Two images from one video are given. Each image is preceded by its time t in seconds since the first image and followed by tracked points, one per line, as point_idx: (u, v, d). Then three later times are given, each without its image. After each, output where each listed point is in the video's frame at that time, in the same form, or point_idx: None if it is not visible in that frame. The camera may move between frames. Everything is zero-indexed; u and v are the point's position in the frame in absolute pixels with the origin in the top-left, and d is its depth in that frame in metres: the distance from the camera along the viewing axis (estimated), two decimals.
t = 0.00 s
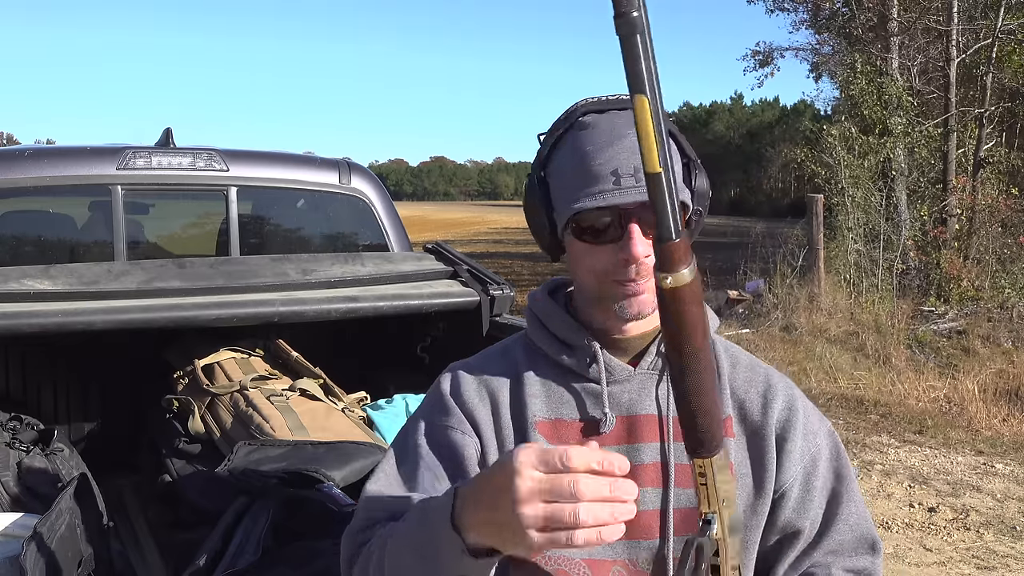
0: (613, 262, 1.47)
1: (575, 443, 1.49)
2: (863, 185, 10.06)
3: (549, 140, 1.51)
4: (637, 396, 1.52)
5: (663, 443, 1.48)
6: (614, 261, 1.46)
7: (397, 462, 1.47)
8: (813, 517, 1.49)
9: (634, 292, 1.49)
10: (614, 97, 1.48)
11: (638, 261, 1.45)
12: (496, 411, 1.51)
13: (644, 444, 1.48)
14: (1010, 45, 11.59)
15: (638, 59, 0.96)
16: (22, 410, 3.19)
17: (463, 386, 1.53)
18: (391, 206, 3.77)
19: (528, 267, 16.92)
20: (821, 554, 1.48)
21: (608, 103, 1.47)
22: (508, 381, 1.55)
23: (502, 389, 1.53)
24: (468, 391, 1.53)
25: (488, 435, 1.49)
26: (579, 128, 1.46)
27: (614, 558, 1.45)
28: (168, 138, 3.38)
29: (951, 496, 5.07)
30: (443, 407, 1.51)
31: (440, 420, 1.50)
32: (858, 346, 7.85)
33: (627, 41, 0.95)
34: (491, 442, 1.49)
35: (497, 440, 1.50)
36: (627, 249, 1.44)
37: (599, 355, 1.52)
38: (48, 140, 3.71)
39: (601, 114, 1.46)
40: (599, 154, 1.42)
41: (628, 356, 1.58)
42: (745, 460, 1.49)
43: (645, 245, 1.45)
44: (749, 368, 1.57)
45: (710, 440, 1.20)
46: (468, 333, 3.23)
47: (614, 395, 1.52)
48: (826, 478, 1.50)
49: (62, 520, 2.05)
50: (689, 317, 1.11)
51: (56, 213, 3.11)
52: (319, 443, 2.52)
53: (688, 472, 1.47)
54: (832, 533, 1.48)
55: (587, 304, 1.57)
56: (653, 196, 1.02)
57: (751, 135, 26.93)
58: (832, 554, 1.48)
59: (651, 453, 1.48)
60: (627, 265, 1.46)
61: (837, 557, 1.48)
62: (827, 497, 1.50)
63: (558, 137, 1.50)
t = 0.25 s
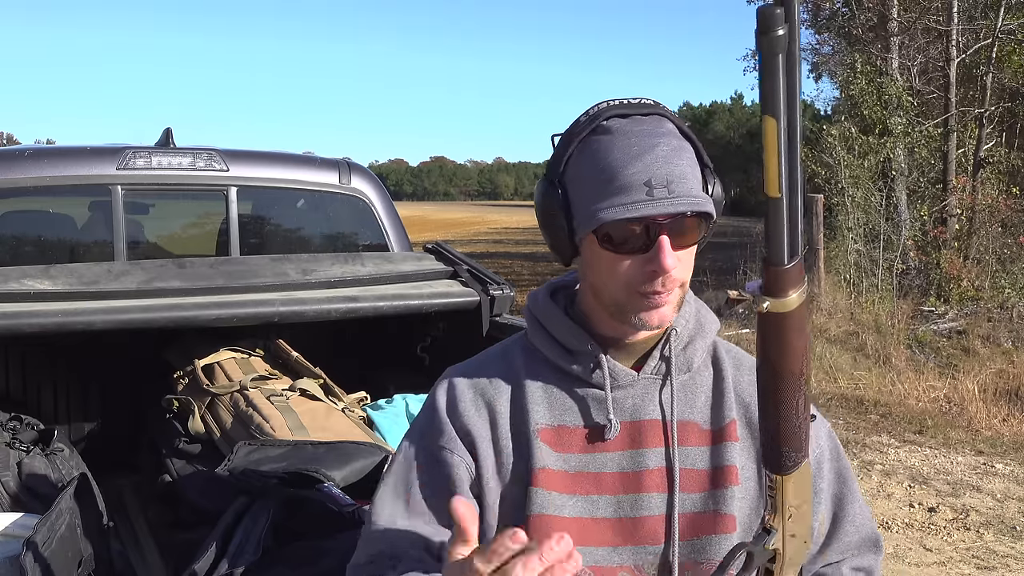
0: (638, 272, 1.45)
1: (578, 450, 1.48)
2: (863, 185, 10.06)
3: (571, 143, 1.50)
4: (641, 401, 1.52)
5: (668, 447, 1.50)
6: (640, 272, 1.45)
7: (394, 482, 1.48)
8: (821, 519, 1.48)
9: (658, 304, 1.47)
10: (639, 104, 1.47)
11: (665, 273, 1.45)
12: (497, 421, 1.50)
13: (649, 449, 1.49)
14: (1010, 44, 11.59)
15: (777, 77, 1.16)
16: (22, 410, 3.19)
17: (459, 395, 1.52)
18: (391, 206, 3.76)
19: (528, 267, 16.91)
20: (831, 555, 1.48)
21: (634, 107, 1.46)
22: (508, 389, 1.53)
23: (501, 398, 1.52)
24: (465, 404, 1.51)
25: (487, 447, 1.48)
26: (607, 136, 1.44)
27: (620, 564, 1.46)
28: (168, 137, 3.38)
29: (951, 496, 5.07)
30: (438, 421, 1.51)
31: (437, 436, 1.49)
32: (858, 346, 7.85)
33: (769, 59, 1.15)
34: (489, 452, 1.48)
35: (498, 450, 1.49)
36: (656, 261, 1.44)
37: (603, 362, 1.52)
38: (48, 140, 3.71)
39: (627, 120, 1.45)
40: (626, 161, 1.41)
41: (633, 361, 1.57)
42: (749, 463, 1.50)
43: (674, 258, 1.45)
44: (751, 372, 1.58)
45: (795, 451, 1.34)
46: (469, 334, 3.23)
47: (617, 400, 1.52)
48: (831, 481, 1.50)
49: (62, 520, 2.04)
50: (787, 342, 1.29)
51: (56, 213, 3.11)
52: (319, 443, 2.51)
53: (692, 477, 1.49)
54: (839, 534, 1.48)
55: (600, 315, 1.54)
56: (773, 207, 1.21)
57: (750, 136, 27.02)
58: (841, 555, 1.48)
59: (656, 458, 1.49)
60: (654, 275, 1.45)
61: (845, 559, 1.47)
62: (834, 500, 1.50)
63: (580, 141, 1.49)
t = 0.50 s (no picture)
0: (653, 272, 1.44)
1: (583, 449, 1.48)
2: (863, 185, 10.07)
3: (583, 142, 1.49)
4: (645, 402, 1.53)
5: (669, 449, 1.50)
6: (655, 271, 1.44)
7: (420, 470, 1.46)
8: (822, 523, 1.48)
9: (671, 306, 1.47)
10: (651, 105, 1.48)
11: (680, 272, 1.44)
12: (506, 417, 1.49)
13: (651, 450, 1.49)
14: (1010, 45, 11.59)
15: (817, 111, 1.05)
16: (22, 410, 3.19)
17: (468, 389, 1.51)
18: (391, 206, 3.76)
19: (528, 267, 16.91)
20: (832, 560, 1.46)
21: (647, 108, 1.47)
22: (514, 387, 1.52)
23: (508, 395, 1.51)
24: (475, 399, 1.50)
25: (500, 441, 1.47)
26: (621, 135, 1.44)
27: (623, 565, 1.45)
28: (168, 138, 3.38)
29: (951, 496, 5.07)
30: (450, 414, 1.49)
31: (450, 429, 1.47)
32: (858, 346, 7.86)
33: (809, 88, 1.05)
34: (501, 446, 1.47)
35: (508, 447, 1.48)
36: (673, 259, 1.43)
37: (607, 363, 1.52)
38: (48, 140, 3.71)
39: (640, 120, 1.46)
40: (642, 157, 1.41)
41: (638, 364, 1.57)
42: (750, 465, 1.51)
43: (689, 258, 1.45)
44: (752, 375, 1.59)
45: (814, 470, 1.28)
46: (469, 333, 3.23)
47: (621, 401, 1.52)
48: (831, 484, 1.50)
49: (62, 520, 2.04)
50: (814, 366, 1.21)
51: (56, 213, 3.12)
52: (319, 443, 2.51)
53: (693, 479, 1.49)
54: (839, 538, 1.47)
55: (609, 317, 1.53)
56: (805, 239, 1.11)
57: (750, 136, 27.05)
58: (840, 559, 1.46)
59: (658, 460, 1.49)
60: (670, 276, 1.44)
61: (843, 564, 1.46)
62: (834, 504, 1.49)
63: (593, 139, 1.48)
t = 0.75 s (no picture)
0: (669, 275, 1.44)
1: (591, 450, 1.48)
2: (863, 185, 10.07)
3: (599, 140, 1.49)
4: (653, 403, 1.53)
5: (678, 450, 1.50)
6: (669, 275, 1.44)
7: (426, 469, 1.45)
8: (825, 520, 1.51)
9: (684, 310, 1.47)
10: (667, 107, 1.49)
11: (695, 276, 1.45)
12: (513, 418, 1.48)
13: (660, 451, 1.49)
14: (1010, 44, 11.59)
15: (861, 132, 1.03)
16: (22, 410, 3.19)
17: (473, 389, 1.50)
18: (391, 206, 3.76)
19: (528, 267, 16.92)
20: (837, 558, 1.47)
21: (663, 109, 1.48)
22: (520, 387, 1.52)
23: (515, 395, 1.51)
24: (481, 399, 1.49)
25: (507, 443, 1.46)
26: (640, 135, 1.44)
27: (630, 566, 1.45)
28: (168, 138, 3.38)
29: (951, 496, 5.07)
30: (456, 413, 1.48)
31: (455, 428, 1.46)
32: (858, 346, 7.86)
33: (852, 110, 1.03)
34: (509, 447, 1.46)
35: (517, 448, 1.47)
36: (689, 263, 1.43)
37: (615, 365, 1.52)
38: (48, 140, 3.72)
39: (657, 121, 1.46)
40: (661, 159, 1.41)
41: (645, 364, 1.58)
42: (757, 464, 1.52)
43: (705, 261, 1.45)
44: (757, 374, 1.60)
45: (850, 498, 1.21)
46: (469, 334, 3.23)
47: (630, 402, 1.52)
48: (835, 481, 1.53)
49: (62, 520, 2.04)
50: (853, 389, 1.16)
51: (56, 213, 3.12)
52: (319, 443, 2.51)
53: (702, 479, 1.49)
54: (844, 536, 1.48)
55: (618, 319, 1.53)
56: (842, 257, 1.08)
57: (750, 136, 27.07)
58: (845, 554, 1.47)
59: (667, 460, 1.49)
60: (684, 279, 1.44)
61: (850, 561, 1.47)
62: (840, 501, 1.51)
63: (609, 139, 1.48)
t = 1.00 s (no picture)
0: (675, 272, 1.45)
1: (597, 447, 1.48)
2: (863, 185, 10.07)
3: (607, 137, 1.49)
4: (658, 400, 1.53)
5: (683, 446, 1.51)
6: (676, 273, 1.45)
7: (428, 466, 1.44)
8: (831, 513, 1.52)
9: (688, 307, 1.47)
10: (674, 105, 1.49)
11: (701, 273, 1.45)
12: (518, 415, 1.48)
13: (665, 448, 1.50)
14: (1010, 44, 11.58)
15: (913, 152, 1.07)
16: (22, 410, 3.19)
17: (477, 387, 1.49)
18: (391, 206, 3.76)
19: (527, 267, 16.92)
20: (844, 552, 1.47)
21: (670, 107, 1.48)
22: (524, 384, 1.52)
23: (519, 393, 1.50)
24: (485, 396, 1.48)
25: (512, 440, 1.46)
26: (648, 132, 1.45)
27: (637, 563, 1.44)
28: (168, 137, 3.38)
29: (952, 496, 5.07)
30: (459, 410, 1.47)
31: (459, 425, 1.45)
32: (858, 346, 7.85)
33: (908, 127, 1.06)
34: (514, 445, 1.46)
35: (523, 446, 1.47)
36: (695, 260, 1.44)
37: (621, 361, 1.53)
38: (48, 140, 3.72)
39: (665, 119, 1.47)
40: (671, 156, 1.42)
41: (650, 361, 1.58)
42: (762, 461, 1.52)
43: (711, 258, 1.46)
44: (760, 370, 1.61)
45: (874, 511, 1.29)
46: (469, 333, 3.23)
47: (635, 399, 1.53)
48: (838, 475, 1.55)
49: (62, 520, 2.04)
50: (885, 404, 1.23)
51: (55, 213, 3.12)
52: (319, 443, 2.51)
53: (707, 475, 1.50)
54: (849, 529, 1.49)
55: (621, 316, 1.53)
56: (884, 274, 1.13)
57: (750, 136, 27.09)
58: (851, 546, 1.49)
59: (672, 457, 1.50)
60: (690, 276, 1.45)
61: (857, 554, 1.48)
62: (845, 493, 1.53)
63: (616, 136, 1.48)
